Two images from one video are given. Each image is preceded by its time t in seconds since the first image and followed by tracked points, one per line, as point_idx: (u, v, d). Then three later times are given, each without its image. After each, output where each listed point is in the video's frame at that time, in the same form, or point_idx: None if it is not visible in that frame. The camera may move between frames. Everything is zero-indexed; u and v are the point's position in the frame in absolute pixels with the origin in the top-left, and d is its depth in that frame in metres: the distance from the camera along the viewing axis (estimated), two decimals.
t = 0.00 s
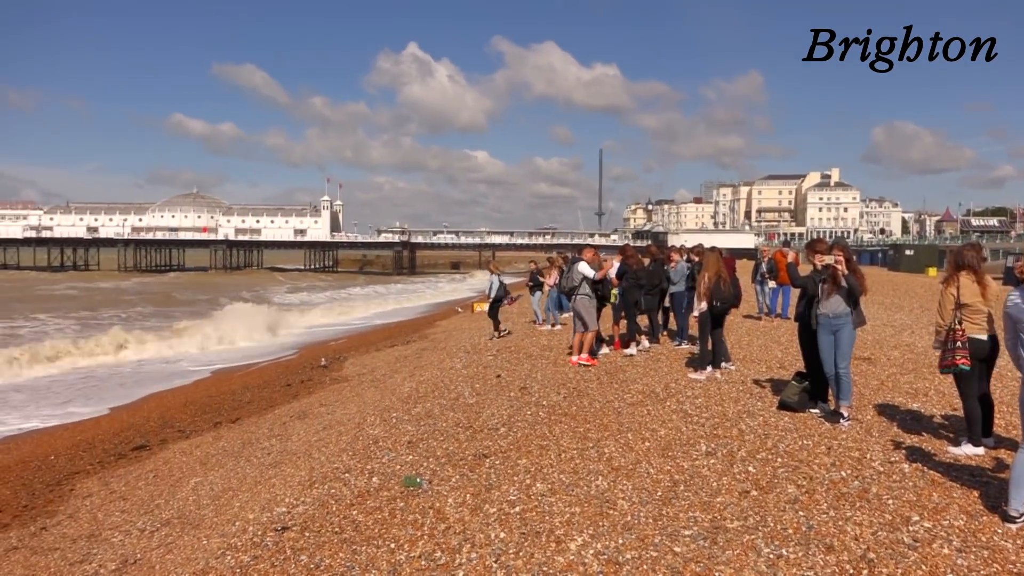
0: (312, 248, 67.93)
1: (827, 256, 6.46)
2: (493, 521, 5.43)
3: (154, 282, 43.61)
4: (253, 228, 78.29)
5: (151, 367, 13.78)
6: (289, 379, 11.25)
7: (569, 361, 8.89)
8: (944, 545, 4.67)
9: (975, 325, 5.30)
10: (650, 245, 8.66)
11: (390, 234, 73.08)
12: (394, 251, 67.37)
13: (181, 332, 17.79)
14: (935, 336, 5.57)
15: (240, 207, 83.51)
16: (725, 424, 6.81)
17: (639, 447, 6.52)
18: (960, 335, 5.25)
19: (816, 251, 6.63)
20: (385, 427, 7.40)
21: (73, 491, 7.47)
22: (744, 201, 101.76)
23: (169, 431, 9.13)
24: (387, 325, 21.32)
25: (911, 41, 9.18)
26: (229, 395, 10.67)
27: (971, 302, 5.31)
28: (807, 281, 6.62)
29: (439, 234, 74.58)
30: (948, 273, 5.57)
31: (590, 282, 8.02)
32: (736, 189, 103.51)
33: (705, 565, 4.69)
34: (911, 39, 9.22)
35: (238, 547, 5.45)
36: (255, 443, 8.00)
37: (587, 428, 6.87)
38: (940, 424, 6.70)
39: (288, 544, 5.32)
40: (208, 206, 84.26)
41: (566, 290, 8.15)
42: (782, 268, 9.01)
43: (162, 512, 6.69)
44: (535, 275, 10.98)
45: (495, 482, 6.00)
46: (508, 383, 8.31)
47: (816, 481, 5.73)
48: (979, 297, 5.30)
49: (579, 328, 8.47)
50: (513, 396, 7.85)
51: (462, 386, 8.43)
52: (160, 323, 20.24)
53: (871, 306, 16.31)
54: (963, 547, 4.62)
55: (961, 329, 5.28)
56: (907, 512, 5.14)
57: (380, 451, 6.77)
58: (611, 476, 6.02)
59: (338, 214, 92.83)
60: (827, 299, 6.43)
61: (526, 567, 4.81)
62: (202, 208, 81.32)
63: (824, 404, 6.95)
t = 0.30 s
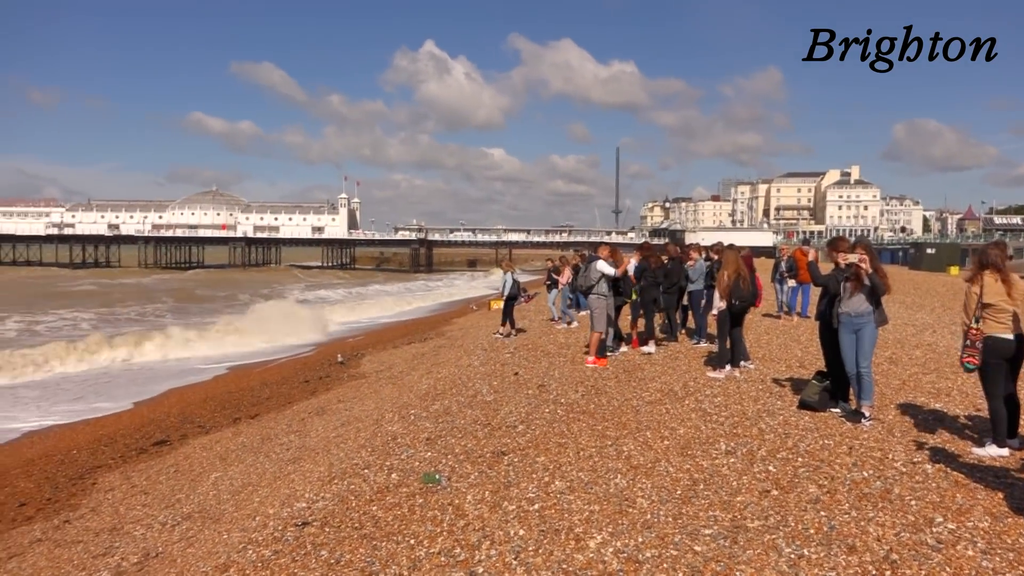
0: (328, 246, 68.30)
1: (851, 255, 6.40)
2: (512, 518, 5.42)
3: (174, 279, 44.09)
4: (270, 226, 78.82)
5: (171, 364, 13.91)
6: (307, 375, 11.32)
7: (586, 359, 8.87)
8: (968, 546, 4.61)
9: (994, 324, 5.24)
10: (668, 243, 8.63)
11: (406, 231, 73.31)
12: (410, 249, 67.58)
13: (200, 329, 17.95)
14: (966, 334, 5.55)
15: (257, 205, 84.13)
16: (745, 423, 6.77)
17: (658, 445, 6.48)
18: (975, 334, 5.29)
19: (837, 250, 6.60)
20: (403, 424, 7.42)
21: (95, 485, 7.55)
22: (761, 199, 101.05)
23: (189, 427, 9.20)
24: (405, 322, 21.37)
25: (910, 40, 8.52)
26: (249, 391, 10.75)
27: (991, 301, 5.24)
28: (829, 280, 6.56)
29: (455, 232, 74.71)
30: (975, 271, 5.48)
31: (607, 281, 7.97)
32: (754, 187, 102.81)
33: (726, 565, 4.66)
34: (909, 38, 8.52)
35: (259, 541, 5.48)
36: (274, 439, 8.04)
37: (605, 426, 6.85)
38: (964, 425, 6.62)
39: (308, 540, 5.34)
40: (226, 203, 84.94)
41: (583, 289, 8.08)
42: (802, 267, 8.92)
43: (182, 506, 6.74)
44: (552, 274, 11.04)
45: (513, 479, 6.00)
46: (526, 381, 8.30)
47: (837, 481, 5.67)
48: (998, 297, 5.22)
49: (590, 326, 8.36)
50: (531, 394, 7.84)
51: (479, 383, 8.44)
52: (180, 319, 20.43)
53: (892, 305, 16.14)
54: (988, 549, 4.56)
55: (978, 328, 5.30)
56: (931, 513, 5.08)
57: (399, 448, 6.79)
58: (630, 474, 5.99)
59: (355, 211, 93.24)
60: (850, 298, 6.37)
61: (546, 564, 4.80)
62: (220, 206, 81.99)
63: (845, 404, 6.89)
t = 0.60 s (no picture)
0: (348, 245, 68.68)
1: (876, 256, 6.34)
2: (534, 518, 5.42)
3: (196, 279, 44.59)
4: (289, 224, 79.36)
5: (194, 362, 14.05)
6: (328, 373, 11.38)
7: (606, 359, 8.84)
8: (997, 551, 4.54)
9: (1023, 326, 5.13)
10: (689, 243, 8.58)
11: (423, 231, 73.53)
12: (428, 248, 67.78)
13: (223, 328, 18.11)
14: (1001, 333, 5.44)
15: (276, 204, 84.79)
16: (767, 424, 6.71)
17: (680, 446, 6.45)
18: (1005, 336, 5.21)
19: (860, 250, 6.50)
20: (424, 423, 7.43)
21: (120, 481, 7.64)
22: (781, 199, 100.26)
23: (211, 424, 9.28)
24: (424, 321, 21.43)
25: (911, 40, 9.04)
26: (270, 388, 10.83)
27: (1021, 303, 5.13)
28: (853, 281, 6.50)
29: (472, 232, 74.81)
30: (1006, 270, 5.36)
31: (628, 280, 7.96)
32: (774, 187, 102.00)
33: (750, 566, 4.62)
34: (909, 38, 9.14)
35: (282, 538, 5.50)
36: (295, 436, 8.09)
37: (626, 426, 6.82)
38: (991, 427, 6.51)
39: (331, 537, 5.37)
40: (246, 202, 85.61)
41: (603, 288, 8.06)
42: (826, 268, 8.83)
43: (206, 502, 6.80)
44: (571, 274, 11.02)
45: (535, 479, 5.99)
46: (546, 381, 8.29)
47: (862, 484, 5.61)
48: None
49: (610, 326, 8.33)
50: (551, 393, 7.82)
51: (500, 382, 8.44)
52: (201, 317, 20.64)
53: (916, 306, 15.94)
54: (1018, 554, 4.49)
55: (1008, 330, 5.21)
56: (958, 517, 5.01)
57: (420, 447, 6.80)
58: (652, 475, 5.96)
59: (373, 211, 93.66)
60: (874, 298, 6.30)
61: (569, 564, 4.79)
62: (239, 205, 82.70)
63: (869, 406, 6.81)
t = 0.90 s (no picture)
0: (369, 247, 69.11)
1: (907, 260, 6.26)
2: (559, 521, 5.41)
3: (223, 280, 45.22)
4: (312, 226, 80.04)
5: (220, 362, 14.21)
6: (351, 375, 11.45)
7: (630, 362, 8.80)
8: None
9: None
10: (715, 246, 8.53)
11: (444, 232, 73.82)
12: (450, 250, 68.00)
13: (248, 330, 18.29)
14: None
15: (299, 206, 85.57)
16: (795, 429, 6.64)
17: (706, 450, 6.40)
18: None
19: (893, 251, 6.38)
20: (448, 425, 7.45)
21: (147, 480, 7.73)
22: (805, 201, 99.26)
23: (237, 424, 9.37)
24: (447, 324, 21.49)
25: (909, 41, 9.14)
26: (295, 389, 10.93)
27: None
28: (885, 285, 6.41)
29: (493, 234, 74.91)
30: None
31: (653, 283, 7.92)
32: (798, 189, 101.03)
33: (779, 573, 4.57)
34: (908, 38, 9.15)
35: (309, 538, 5.53)
36: (319, 437, 8.15)
37: (651, 430, 6.79)
38: None
39: (357, 538, 5.39)
40: (269, 203, 86.49)
41: (628, 291, 8.04)
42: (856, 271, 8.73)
43: (232, 502, 6.86)
44: (592, 280, 10.99)
45: (560, 482, 5.97)
46: (570, 383, 8.27)
47: (892, 490, 5.53)
48: None
49: (634, 329, 8.28)
50: (575, 396, 7.80)
51: (523, 385, 8.43)
52: (227, 318, 20.89)
53: (946, 310, 15.70)
54: None
55: None
56: (992, 525, 4.92)
57: (445, 449, 6.81)
58: (678, 479, 5.92)
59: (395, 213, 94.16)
60: (905, 302, 6.20)
61: (595, 568, 4.77)
62: (263, 207, 83.59)
63: (899, 412, 6.70)
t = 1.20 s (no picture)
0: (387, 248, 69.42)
1: (931, 262, 6.16)
2: (580, 522, 5.39)
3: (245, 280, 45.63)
4: (331, 227, 80.52)
5: (241, 360, 14.31)
6: (370, 375, 11.49)
7: (649, 363, 8.78)
8: None
9: None
10: (735, 247, 8.47)
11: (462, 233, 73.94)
12: (468, 250, 68.10)
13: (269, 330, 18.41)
14: None
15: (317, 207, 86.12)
16: (817, 432, 6.57)
17: (727, 452, 6.36)
18: None
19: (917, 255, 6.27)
20: (467, 425, 7.45)
21: (169, 478, 7.80)
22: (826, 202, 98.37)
23: (257, 423, 9.43)
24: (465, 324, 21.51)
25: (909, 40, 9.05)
26: (314, 389, 11.00)
27: None
28: (909, 287, 6.34)
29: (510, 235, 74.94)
30: None
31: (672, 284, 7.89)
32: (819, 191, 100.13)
33: None
34: (909, 38, 9.02)
35: (329, 537, 5.54)
36: (338, 436, 8.19)
37: (672, 432, 6.75)
38: None
39: (377, 537, 5.40)
40: (288, 204, 87.10)
41: (647, 292, 8.01)
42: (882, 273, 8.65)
43: (252, 501, 6.90)
44: (609, 286, 10.92)
45: (580, 483, 5.96)
46: (589, 385, 8.25)
47: (917, 494, 5.46)
48: None
49: (653, 330, 8.25)
50: (595, 397, 7.78)
51: (542, 386, 8.42)
52: (247, 317, 21.05)
53: (971, 312, 15.47)
54: None
55: None
56: (1019, 531, 4.83)
57: (464, 449, 6.81)
58: (699, 481, 5.89)
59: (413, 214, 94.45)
60: (928, 305, 6.13)
61: (615, 570, 4.75)
62: (282, 207, 84.19)
63: (923, 415, 6.61)
